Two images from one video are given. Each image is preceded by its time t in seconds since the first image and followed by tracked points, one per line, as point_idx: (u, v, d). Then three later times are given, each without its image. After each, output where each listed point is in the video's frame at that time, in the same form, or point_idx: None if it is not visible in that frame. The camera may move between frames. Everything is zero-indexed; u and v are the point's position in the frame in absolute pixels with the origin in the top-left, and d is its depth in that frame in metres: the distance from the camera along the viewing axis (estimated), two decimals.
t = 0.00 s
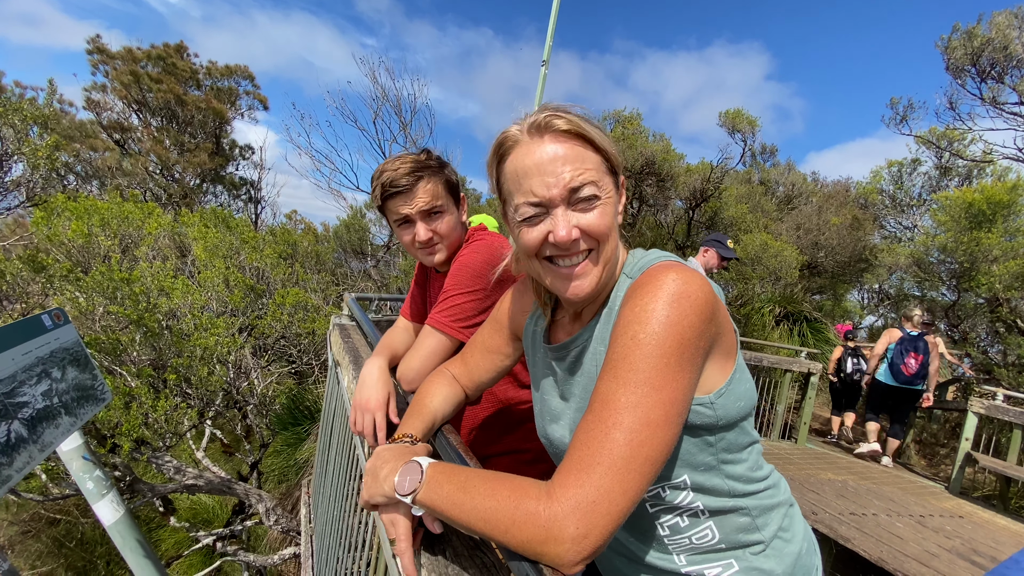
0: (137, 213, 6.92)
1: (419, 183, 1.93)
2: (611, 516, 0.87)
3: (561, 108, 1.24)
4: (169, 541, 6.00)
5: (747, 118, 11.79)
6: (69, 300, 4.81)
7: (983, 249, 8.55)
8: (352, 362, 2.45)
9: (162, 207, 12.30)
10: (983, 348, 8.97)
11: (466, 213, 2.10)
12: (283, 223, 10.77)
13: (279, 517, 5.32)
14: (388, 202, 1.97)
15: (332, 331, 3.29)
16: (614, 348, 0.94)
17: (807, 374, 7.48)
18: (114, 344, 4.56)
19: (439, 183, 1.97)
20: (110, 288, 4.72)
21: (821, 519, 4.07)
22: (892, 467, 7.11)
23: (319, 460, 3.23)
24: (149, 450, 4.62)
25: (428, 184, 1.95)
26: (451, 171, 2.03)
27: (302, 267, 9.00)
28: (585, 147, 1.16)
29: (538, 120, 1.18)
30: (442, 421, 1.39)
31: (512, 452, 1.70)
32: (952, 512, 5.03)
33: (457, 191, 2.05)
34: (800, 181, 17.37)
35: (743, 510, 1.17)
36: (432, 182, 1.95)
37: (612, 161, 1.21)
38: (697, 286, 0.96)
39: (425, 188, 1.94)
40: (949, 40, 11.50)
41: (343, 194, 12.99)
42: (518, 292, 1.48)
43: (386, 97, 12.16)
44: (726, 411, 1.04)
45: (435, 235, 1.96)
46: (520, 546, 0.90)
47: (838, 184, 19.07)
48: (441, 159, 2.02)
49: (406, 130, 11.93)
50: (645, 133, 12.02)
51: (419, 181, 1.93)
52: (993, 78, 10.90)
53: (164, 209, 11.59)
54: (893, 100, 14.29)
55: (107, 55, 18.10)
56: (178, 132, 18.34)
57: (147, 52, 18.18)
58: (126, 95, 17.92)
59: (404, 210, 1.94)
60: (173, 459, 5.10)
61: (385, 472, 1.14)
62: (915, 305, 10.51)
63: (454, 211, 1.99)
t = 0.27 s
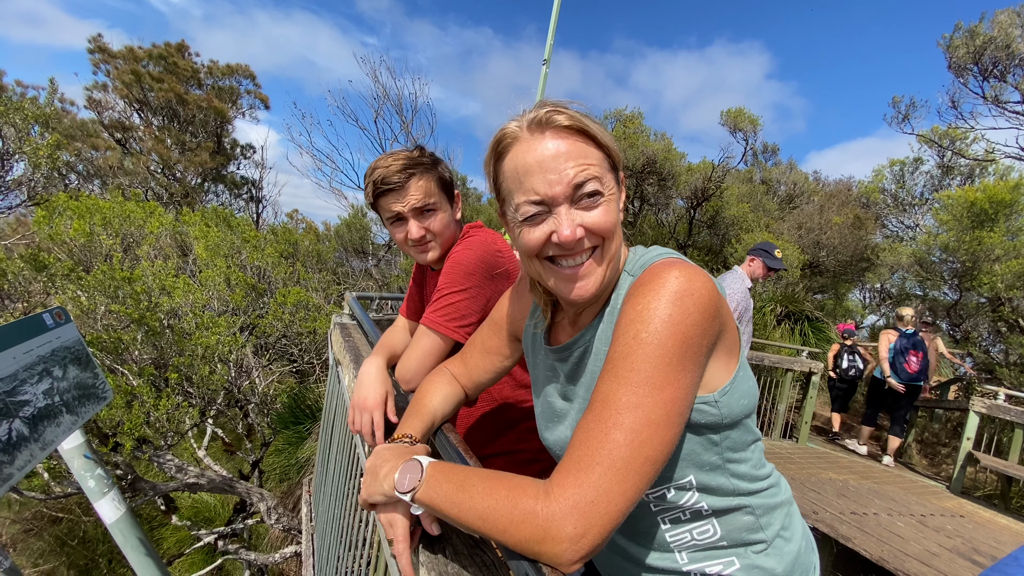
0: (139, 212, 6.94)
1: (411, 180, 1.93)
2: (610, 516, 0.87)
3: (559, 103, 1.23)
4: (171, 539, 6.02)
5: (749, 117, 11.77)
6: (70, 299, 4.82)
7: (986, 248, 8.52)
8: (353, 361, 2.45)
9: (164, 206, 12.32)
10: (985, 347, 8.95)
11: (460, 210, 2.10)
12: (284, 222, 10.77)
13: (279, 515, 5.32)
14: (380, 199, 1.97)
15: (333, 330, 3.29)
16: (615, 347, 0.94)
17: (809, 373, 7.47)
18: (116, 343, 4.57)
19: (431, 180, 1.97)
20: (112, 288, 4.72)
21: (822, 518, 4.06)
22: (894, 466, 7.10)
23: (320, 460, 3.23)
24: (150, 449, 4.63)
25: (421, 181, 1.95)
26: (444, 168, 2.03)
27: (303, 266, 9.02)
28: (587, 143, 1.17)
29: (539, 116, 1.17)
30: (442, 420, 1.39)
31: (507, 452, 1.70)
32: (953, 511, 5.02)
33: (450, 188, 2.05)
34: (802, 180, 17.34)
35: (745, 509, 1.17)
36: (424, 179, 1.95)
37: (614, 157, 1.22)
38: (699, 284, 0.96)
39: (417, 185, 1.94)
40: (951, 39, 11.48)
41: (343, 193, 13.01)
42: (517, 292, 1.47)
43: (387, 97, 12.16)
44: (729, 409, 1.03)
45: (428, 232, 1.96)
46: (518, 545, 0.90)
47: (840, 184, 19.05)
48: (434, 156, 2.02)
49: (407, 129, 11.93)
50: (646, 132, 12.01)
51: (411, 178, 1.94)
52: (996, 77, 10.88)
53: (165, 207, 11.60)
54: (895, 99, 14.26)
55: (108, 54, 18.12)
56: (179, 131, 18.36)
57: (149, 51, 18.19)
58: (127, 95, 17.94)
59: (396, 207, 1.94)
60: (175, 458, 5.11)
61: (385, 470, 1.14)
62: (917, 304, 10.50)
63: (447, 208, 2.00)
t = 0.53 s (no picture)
0: (142, 211, 6.95)
1: (408, 177, 1.94)
2: (609, 510, 0.87)
3: (563, 101, 1.23)
4: (173, 537, 6.04)
5: (751, 116, 11.75)
6: (74, 297, 4.83)
7: (989, 248, 8.49)
8: (355, 359, 2.45)
9: (167, 205, 12.34)
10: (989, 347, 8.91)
11: (457, 207, 2.10)
12: (287, 221, 10.79)
13: (281, 513, 5.32)
14: (377, 197, 1.97)
15: (335, 329, 3.29)
16: (607, 341, 0.94)
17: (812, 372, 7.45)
18: (119, 341, 4.59)
19: (427, 178, 1.97)
20: (115, 286, 4.74)
21: (824, 518, 4.05)
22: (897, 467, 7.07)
23: (321, 459, 3.23)
24: (153, 446, 4.65)
25: (417, 179, 1.95)
26: (441, 166, 2.04)
27: (305, 264, 9.03)
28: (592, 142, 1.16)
29: (543, 115, 1.16)
30: (444, 418, 1.39)
31: (506, 451, 1.69)
32: (956, 512, 5.00)
33: (447, 185, 2.05)
34: (805, 180, 17.29)
35: (746, 507, 1.17)
36: (420, 176, 1.95)
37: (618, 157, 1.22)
38: (689, 272, 0.95)
39: (413, 183, 1.94)
40: (955, 38, 11.45)
41: (346, 192, 13.02)
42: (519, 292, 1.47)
43: (389, 96, 12.17)
44: (727, 405, 1.03)
45: (425, 229, 1.96)
46: (519, 543, 0.90)
47: (843, 183, 19.00)
48: (431, 153, 2.03)
49: (409, 128, 11.94)
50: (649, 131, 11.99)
51: (408, 175, 1.94)
52: (1001, 76, 10.84)
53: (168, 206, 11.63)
54: (899, 98, 14.22)
55: (112, 53, 18.16)
56: (183, 130, 18.39)
57: (152, 50, 18.24)
58: (130, 94, 17.99)
59: (392, 205, 1.94)
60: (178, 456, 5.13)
61: (388, 467, 1.14)
62: (920, 304, 10.46)
63: (444, 206, 2.00)
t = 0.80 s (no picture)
0: (147, 210, 6.98)
1: (413, 177, 1.94)
2: (618, 508, 0.87)
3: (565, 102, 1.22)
4: (178, 534, 6.07)
5: (755, 116, 11.72)
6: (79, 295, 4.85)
7: (995, 248, 8.46)
8: (360, 358, 2.45)
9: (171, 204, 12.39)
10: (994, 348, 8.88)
11: (463, 208, 2.10)
12: (291, 219, 10.82)
13: (284, 511, 5.33)
14: (383, 195, 1.98)
15: (340, 327, 3.30)
16: (612, 339, 0.94)
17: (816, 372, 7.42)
18: (124, 339, 4.60)
19: (434, 178, 1.98)
20: (120, 284, 4.74)
21: (828, 518, 4.05)
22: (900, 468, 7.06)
23: (326, 457, 3.24)
24: (159, 444, 4.67)
25: (423, 179, 1.95)
26: (448, 166, 2.04)
27: (309, 263, 9.06)
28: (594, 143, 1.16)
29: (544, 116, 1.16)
30: (452, 416, 1.39)
31: (508, 451, 1.70)
32: (960, 512, 4.99)
33: (453, 186, 2.06)
34: (808, 179, 17.24)
35: (748, 504, 1.17)
36: (426, 176, 1.96)
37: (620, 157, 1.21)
38: (692, 270, 0.95)
39: (418, 183, 1.95)
40: (961, 37, 11.40)
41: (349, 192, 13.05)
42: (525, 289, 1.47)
43: (392, 95, 12.18)
44: (729, 403, 1.03)
45: (430, 230, 1.96)
46: (529, 540, 0.90)
47: (846, 183, 18.94)
48: (438, 154, 2.03)
49: (412, 128, 11.95)
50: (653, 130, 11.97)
51: (414, 175, 1.94)
52: (1007, 75, 10.79)
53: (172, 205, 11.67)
54: (904, 97, 14.17)
55: (116, 53, 18.22)
56: (187, 129, 18.45)
57: (156, 49, 18.31)
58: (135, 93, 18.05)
59: (398, 205, 1.95)
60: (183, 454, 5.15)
61: (397, 464, 1.15)
62: (925, 304, 10.42)
63: (450, 206, 2.00)
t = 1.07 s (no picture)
0: (155, 208, 7.03)
1: (417, 173, 1.95)
2: (630, 498, 0.88)
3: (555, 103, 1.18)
4: (185, 529, 6.12)
5: (762, 114, 11.66)
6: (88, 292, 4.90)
7: (1004, 247, 8.40)
8: (368, 354, 2.46)
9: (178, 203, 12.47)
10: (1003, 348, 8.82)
11: (469, 204, 2.09)
12: (297, 218, 10.87)
13: (290, 507, 5.36)
14: (388, 190, 1.99)
15: (347, 324, 3.32)
16: (617, 332, 0.94)
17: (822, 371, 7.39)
18: (132, 336, 4.64)
19: (438, 174, 1.98)
20: (129, 281, 4.76)
21: (834, 517, 4.04)
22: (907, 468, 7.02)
23: (332, 454, 3.25)
24: (167, 440, 4.71)
25: (427, 174, 1.96)
26: (453, 162, 2.04)
27: (314, 261, 9.09)
28: (577, 148, 1.12)
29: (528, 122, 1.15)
30: (461, 410, 1.40)
31: (516, 446, 1.72)
32: (968, 512, 4.96)
33: (459, 182, 2.06)
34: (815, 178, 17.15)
35: (752, 498, 1.17)
36: (431, 171, 1.96)
37: (612, 158, 1.15)
38: (694, 263, 0.96)
39: (422, 178, 1.95)
40: (971, 34, 11.31)
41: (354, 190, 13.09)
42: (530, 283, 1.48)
43: (398, 93, 12.21)
44: (733, 397, 1.04)
45: (433, 225, 1.97)
46: (541, 532, 0.91)
47: (854, 181, 18.82)
48: (443, 150, 2.03)
49: (418, 126, 11.96)
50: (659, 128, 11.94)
51: (417, 171, 1.95)
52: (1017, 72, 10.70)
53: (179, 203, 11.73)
54: (913, 95, 14.06)
55: (124, 52, 18.33)
56: (194, 128, 18.54)
57: (163, 48, 18.41)
58: (143, 92, 18.16)
59: (401, 200, 1.96)
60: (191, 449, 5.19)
61: (408, 458, 1.16)
62: (932, 304, 10.35)
63: (454, 201, 2.00)
